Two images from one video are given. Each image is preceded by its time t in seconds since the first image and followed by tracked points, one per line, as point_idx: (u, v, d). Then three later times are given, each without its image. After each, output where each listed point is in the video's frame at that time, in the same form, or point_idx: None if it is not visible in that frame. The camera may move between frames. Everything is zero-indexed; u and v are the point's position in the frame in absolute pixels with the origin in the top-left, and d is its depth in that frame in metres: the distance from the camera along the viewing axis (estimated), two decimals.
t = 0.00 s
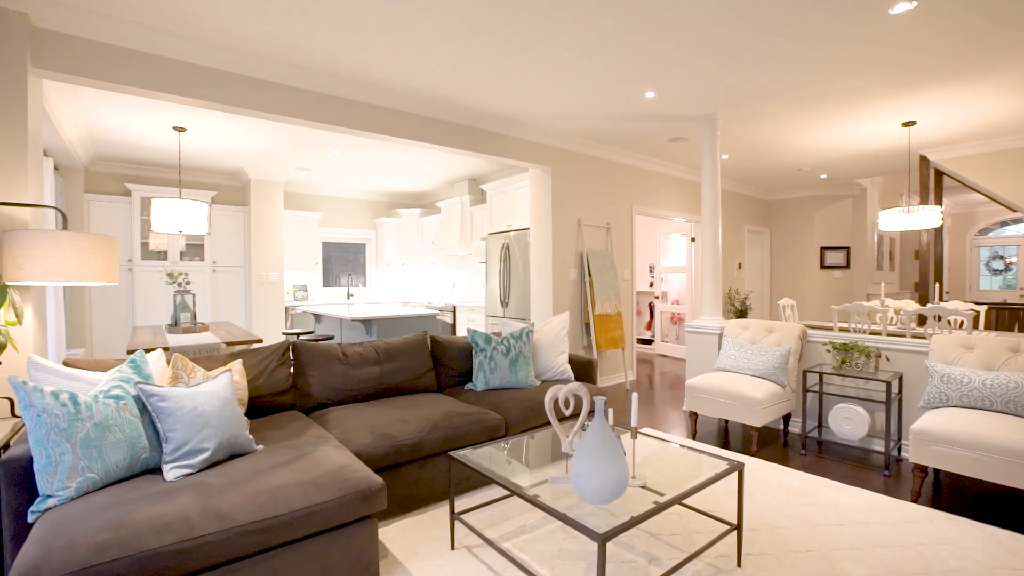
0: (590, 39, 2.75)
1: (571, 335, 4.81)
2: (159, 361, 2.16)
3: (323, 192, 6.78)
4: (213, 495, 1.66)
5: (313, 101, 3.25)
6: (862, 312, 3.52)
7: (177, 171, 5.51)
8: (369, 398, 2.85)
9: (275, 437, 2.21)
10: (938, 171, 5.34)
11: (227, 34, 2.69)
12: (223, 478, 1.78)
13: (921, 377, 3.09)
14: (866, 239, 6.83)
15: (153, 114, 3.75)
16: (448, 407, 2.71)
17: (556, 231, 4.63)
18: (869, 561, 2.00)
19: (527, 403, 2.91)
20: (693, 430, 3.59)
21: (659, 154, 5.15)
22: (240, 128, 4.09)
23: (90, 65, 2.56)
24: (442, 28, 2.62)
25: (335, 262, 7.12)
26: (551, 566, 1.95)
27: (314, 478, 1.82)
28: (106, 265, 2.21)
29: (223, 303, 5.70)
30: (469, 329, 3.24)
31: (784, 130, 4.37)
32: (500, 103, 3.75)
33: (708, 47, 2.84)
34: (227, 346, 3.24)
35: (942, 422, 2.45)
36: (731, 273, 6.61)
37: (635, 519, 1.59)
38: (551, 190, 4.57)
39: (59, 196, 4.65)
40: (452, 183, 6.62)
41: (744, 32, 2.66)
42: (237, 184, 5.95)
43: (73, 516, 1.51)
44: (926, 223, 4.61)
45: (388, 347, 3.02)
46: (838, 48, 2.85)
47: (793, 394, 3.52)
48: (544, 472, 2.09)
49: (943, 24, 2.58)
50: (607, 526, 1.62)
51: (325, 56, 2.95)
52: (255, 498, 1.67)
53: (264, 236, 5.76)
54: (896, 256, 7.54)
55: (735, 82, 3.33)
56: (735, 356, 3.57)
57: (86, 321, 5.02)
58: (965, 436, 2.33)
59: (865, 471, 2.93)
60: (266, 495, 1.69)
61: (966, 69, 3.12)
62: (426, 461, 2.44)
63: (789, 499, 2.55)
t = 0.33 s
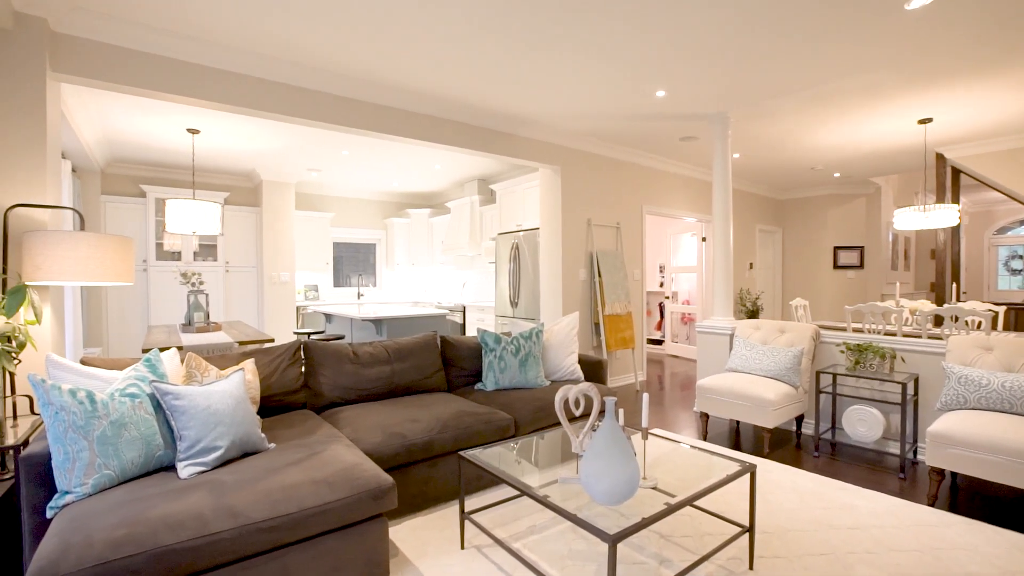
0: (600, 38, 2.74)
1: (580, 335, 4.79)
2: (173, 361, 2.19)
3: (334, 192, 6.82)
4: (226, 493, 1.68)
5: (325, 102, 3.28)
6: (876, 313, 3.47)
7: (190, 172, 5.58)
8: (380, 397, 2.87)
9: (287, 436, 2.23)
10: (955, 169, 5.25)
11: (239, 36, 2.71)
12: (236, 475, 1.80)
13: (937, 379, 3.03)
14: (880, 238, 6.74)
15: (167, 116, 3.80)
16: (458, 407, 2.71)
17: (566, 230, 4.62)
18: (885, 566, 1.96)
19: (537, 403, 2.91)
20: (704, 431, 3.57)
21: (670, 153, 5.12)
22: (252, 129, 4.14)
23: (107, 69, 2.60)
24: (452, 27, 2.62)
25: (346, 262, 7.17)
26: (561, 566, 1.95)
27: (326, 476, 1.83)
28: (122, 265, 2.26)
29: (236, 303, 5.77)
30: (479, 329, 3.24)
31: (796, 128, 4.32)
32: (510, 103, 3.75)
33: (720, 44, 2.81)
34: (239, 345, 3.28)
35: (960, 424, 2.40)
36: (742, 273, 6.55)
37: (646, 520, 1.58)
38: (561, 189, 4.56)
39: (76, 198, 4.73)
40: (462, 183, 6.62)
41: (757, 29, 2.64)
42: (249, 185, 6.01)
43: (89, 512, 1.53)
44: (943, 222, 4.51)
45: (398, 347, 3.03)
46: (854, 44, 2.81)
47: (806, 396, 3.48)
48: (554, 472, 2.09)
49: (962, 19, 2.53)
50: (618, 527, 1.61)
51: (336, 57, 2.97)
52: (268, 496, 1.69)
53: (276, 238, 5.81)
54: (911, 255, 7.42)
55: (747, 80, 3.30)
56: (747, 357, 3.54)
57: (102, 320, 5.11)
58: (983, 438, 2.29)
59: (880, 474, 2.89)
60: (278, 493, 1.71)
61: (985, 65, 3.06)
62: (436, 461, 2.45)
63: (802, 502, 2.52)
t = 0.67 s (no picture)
0: (610, 36, 2.73)
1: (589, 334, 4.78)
2: (185, 359, 2.22)
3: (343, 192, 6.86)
4: (237, 491, 1.69)
5: (334, 102, 3.29)
6: (889, 313, 3.43)
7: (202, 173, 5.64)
8: (389, 396, 2.88)
9: (297, 434, 2.25)
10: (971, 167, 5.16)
11: (250, 38, 2.74)
12: (247, 474, 1.81)
13: (952, 380, 2.99)
14: (893, 237, 6.65)
15: (180, 118, 3.84)
16: (466, 407, 2.71)
17: (574, 230, 4.60)
18: (899, 569, 1.94)
19: (545, 403, 2.90)
20: (714, 432, 3.54)
21: (679, 152, 5.08)
22: (263, 130, 4.17)
23: (121, 71, 2.63)
24: (461, 27, 2.62)
25: (355, 262, 7.21)
26: (569, 567, 1.94)
27: (335, 475, 1.84)
28: (137, 265, 2.29)
29: (247, 302, 5.82)
30: (487, 329, 3.24)
31: (808, 126, 4.28)
32: (519, 103, 3.75)
33: (731, 41, 2.79)
34: (250, 344, 3.31)
35: (977, 426, 2.36)
36: (752, 273, 6.50)
37: (655, 521, 1.57)
38: (570, 189, 4.55)
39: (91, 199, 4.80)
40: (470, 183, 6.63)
41: (768, 25, 2.61)
42: (259, 186, 6.06)
43: (104, 508, 1.56)
44: (957, 221, 4.45)
45: (407, 346, 3.04)
46: (866, 41, 2.77)
47: (817, 396, 3.44)
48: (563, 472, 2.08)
49: (978, 14, 2.48)
50: (627, 528, 1.60)
51: (346, 58, 2.98)
52: (278, 494, 1.70)
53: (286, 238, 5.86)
54: (925, 255, 7.32)
55: (758, 77, 3.27)
56: (757, 357, 3.51)
57: (116, 319, 5.18)
58: (1000, 441, 2.25)
59: (893, 476, 2.85)
60: (288, 491, 1.72)
61: (1003, 60, 3.01)
62: (445, 460, 2.45)
63: (814, 504, 2.49)
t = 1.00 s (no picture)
0: (616, 35, 2.72)
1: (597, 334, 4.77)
2: (194, 359, 2.24)
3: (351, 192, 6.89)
4: (247, 489, 1.71)
5: (342, 103, 3.31)
6: (901, 313, 3.39)
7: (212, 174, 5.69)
8: (396, 396, 2.88)
9: (305, 433, 2.26)
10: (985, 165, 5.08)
11: (260, 39, 2.76)
12: (256, 472, 1.83)
13: (966, 381, 2.94)
14: (905, 236, 6.57)
15: (191, 119, 3.88)
16: (473, 407, 2.71)
17: (581, 229, 4.59)
18: (910, 573, 1.91)
19: (553, 403, 2.90)
20: (722, 432, 3.51)
21: (687, 151, 5.05)
22: (272, 130, 4.20)
23: (132, 73, 2.66)
24: (468, 27, 2.62)
25: (363, 261, 7.24)
26: (576, 568, 1.93)
27: (343, 474, 1.85)
28: (148, 264, 2.31)
29: (256, 302, 5.86)
30: (494, 328, 3.24)
31: (818, 124, 4.24)
32: (526, 102, 3.75)
33: (739, 39, 2.77)
34: (258, 343, 3.33)
35: (991, 428, 2.33)
36: (761, 273, 6.45)
37: (663, 522, 1.56)
38: (577, 188, 4.54)
39: (103, 200, 4.87)
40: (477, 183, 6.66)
41: (777, 23, 2.58)
42: (268, 186, 6.11)
43: (115, 505, 1.57)
44: (970, 220, 4.39)
45: (414, 346, 3.05)
46: (877, 38, 2.74)
47: (827, 397, 3.41)
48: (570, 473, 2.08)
49: (992, 10, 2.45)
50: (634, 529, 1.59)
51: (354, 59, 3.00)
52: (287, 492, 1.71)
53: (294, 238, 5.90)
54: (937, 254, 7.23)
55: (767, 75, 3.24)
56: (766, 358, 3.48)
57: (128, 318, 5.24)
58: (1015, 443, 2.21)
59: (904, 478, 2.81)
60: (296, 490, 1.73)
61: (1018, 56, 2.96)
62: (451, 459, 2.45)
63: (824, 506, 2.46)
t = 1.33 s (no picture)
0: (622, 33, 2.70)
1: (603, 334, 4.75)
2: (203, 357, 2.25)
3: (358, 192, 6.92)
4: (254, 487, 1.71)
5: (348, 103, 3.32)
6: (912, 313, 3.34)
7: (220, 175, 5.73)
8: (402, 395, 2.89)
9: (311, 432, 2.27)
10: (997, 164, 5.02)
11: (267, 40, 2.77)
12: (264, 471, 1.83)
13: (978, 382, 2.90)
14: (915, 236, 6.49)
15: (199, 120, 3.91)
16: (479, 406, 2.71)
17: (587, 229, 4.58)
18: None
19: (559, 403, 2.89)
20: (730, 433, 3.49)
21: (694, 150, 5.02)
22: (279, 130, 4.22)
23: (143, 75, 2.69)
24: (473, 27, 2.62)
25: (369, 261, 7.25)
26: (583, 569, 1.93)
27: (349, 473, 1.85)
28: (156, 263, 2.32)
29: (263, 301, 5.90)
30: (500, 328, 3.24)
31: (826, 123, 4.20)
32: (532, 102, 3.74)
33: (746, 37, 2.75)
34: (266, 343, 3.35)
35: (1003, 430, 2.30)
36: (769, 273, 6.40)
37: (670, 523, 1.55)
38: (583, 188, 4.53)
39: (113, 200, 4.91)
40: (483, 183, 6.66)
41: (785, 20, 2.56)
42: (275, 186, 6.14)
43: (124, 504, 1.58)
44: (982, 220, 4.33)
45: (420, 345, 3.05)
46: (886, 35, 2.71)
47: (836, 398, 3.38)
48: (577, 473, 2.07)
49: (1004, 6, 2.41)
50: (641, 530, 1.59)
51: (360, 59, 3.01)
52: (294, 491, 1.71)
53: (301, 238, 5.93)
54: (948, 254, 7.14)
55: (775, 74, 3.22)
56: (773, 358, 3.46)
57: (137, 317, 5.29)
58: None
59: (915, 481, 2.78)
60: (303, 488, 1.73)
61: None
62: (457, 459, 2.45)
63: (832, 508, 2.44)
